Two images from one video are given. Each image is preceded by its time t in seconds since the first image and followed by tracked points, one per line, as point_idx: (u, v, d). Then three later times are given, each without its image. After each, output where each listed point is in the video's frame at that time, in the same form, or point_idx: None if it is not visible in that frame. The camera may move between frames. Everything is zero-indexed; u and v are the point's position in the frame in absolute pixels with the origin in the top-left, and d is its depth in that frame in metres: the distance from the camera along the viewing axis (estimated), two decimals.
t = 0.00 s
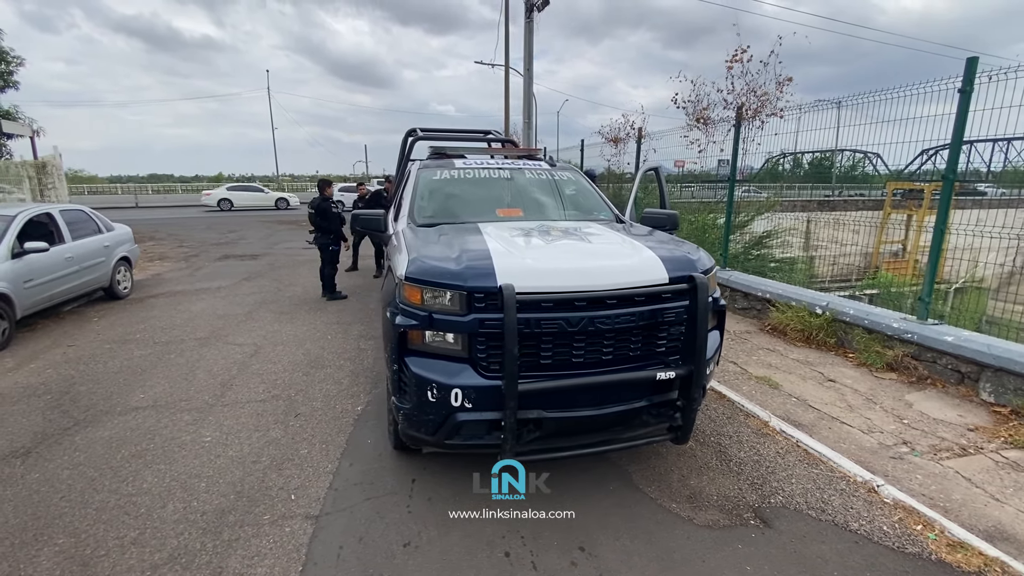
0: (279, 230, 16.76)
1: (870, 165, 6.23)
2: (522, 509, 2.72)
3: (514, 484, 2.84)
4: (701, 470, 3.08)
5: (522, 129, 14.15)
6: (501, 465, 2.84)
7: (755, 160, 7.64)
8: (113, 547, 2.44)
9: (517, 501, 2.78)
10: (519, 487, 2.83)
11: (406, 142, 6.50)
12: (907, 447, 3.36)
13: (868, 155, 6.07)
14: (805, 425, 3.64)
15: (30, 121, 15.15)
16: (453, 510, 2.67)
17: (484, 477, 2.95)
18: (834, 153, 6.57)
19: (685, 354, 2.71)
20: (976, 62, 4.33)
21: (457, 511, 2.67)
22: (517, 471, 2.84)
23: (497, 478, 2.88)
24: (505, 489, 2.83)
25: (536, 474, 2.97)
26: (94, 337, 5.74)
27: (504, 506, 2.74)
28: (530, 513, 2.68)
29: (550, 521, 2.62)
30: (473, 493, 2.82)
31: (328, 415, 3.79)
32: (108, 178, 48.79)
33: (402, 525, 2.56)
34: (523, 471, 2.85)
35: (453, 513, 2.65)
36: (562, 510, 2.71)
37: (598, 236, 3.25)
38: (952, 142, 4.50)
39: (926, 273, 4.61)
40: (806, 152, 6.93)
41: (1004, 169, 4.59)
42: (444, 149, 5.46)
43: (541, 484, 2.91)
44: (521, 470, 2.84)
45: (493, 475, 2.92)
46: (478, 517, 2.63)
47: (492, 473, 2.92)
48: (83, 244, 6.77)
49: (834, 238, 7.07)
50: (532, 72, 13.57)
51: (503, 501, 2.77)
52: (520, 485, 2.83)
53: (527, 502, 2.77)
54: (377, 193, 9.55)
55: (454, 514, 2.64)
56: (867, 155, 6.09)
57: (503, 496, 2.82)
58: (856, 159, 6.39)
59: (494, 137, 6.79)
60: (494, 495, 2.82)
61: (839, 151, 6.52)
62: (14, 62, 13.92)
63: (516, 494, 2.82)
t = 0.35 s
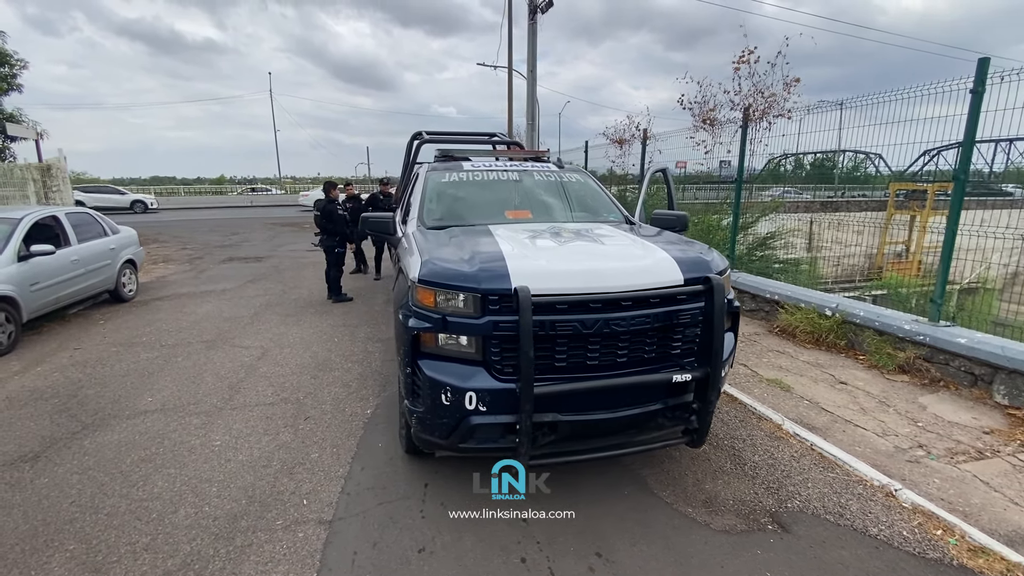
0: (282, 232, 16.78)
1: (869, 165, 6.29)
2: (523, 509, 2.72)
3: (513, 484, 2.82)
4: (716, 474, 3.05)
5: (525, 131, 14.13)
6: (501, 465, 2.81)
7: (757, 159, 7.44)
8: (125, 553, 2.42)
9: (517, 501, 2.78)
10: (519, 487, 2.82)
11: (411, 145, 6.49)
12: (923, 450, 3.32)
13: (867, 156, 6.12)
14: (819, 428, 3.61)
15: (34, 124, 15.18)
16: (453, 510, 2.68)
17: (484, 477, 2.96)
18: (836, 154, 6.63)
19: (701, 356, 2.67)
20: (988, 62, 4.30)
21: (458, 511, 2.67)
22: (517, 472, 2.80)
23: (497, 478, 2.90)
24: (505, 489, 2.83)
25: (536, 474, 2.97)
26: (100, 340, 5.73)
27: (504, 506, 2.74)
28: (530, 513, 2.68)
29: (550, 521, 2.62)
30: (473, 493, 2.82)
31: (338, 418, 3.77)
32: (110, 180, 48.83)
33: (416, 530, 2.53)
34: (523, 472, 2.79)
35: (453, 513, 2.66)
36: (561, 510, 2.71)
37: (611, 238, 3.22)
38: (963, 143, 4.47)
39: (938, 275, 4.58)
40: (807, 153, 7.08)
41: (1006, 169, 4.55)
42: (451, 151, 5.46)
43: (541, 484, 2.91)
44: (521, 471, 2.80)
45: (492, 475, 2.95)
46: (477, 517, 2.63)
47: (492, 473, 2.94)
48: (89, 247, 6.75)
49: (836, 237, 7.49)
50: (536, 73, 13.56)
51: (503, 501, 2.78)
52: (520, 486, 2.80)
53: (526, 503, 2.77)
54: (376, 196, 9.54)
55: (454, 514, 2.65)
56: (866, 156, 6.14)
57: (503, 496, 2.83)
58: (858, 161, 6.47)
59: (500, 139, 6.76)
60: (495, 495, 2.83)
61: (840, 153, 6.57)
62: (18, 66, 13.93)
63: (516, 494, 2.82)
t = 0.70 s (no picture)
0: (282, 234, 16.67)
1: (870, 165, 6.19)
2: (522, 509, 2.69)
3: (513, 484, 2.75)
4: (728, 482, 2.95)
5: (526, 131, 14.03)
6: (503, 467, 2.67)
7: (758, 159, 7.40)
8: (115, 569, 2.32)
9: (517, 501, 2.74)
10: (519, 487, 2.74)
11: (412, 145, 6.41)
12: (941, 456, 3.22)
13: (867, 156, 6.04)
14: (833, 433, 3.51)
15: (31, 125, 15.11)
16: (453, 509, 2.66)
17: (484, 477, 2.93)
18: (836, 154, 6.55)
19: (715, 360, 2.58)
20: (1001, 57, 4.20)
21: (457, 511, 2.66)
22: (517, 472, 2.71)
23: (497, 478, 2.81)
24: (505, 489, 2.77)
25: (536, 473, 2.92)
26: (96, 344, 5.63)
27: (504, 506, 2.72)
28: (530, 513, 2.66)
29: (550, 521, 2.59)
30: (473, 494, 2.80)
31: (338, 424, 3.67)
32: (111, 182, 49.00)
33: (419, 543, 2.43)
34: (523, 472, 2.70)
35: (453, 513, 2.64)
36: (561, 510, 2.68)
37: (619, 238, 3.13)
38: (977, 140, 4.37)
39: (952, 275, 4.47)
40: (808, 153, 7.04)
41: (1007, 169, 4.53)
42: (453, 150, 5.37)
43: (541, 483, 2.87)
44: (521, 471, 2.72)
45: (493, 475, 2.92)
46: (476, 517, 2.61)
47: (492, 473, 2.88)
48: (85, 249, 6.66)
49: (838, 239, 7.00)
50: (537, 73, 13.46)
51: (503, 501, 2.75)
52: (520, 485, 2.73)
53: (526, 502, 2.74)
54: (365, 196, 9.38)
55: (453, 514, 2.63)
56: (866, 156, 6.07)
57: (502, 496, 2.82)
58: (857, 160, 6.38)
59: (502, 138, 6.67)
60: (495, 494, 2.80)
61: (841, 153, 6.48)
62: (15, 67, 13.85)
63: (516, 494, 2.78)
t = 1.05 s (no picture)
0: (278, 236, 16.51)
1: (867, 164, 6.09)
2: (522, 509, 2.71)
3: (514, 483, 2.37)
4: (741, 497, 2.81)
5: (524, 131, 13.89)
6: (499, 466, 2.29)
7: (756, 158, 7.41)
8: None
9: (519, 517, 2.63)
10: (519, 487, 2.35)
11: (409, 145, 6.26)
12: (960, 467, 3.09)
13: (864, 154, 5.96)
14: (847, 443, 3.38)
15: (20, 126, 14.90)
16: (453, 509, 2.68)
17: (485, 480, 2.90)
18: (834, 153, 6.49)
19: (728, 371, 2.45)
20: (1013, 53, 4.08)
21: (457, 511, 2.67)
22: (517, 471, 2.31)
23: (495, 477, 2.39)
24: (505, 489, 2.40)
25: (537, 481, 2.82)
26: (83, 351, 5.47)
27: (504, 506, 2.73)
28: (530, 513, 2.67)
29: (551, 521, 2.61)
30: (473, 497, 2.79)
31: (331, 436, 3.52)
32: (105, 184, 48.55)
33: (416, 568, 2.29)
34: (523, 471, 2.31)
35: (453, 513, 2.65)
36: (561, 510, 2.70)
37: (626, 241, 2.99)
38: (988, 138, 4.25)
39: (964, 277, 4.35)
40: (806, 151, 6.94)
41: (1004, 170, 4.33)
42: (450, 151, 5.23)
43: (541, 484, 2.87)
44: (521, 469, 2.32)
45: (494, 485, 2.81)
46: (477, 517, 2.63)
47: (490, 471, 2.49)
48: (73, 253, 6.49)
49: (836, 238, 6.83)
50: (534, 73, 13.32)
51: (503, 501, 2.77)
52: (520, 486, 2.35)
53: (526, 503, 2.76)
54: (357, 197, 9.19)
55: (453, 514, 2.65)
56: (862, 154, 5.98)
57: (503, 496, 2.49)
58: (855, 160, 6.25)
59: (500, 139, 6.53)
60: (494, 495, 2.48)
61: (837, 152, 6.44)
62: (3, 67, 13.66)
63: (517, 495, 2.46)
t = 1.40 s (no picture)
0: (270, 236, 16.34)
1: (859, 163, 6.07)
2: (522, 509, 2.69)
3: (514, 483, 2.21)
4: (748, 503, 2.74)
5: (519, 130, 13.80)
6: (499, 466, 2.16)
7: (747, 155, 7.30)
8: None
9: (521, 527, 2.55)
10: (519, 487, 2.20)
11: (403, 144, 6.16)
12: (969, 470, 3.03)
13: (855, 153, 5.94)
14: (853, 446, 3.31)
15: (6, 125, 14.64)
16: (453, 509, 2.67)
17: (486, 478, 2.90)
18: (826, 152, 6.41)
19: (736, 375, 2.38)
20: (1018, 49, 4.03)
21: (457, 511, 2.66)
22: (517, 471, 2.16)
23: (495, 477, 2.22)
24: (505, 489, 2.23)
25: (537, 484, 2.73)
26: (70, 355, 5.33)
27: (504, 506, 2.71)
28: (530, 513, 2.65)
29: (551, 522, 2.59)
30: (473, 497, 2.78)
31: (325, 443, 3.42)
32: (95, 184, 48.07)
33: None
34: (524, 471, 2.15)
35: (454, 513, 2.64)
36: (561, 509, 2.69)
37: (629, 241, 2.91)
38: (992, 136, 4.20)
39: (967, 277, 4.31)
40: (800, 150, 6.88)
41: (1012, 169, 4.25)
42: (446, 149, 5.13)
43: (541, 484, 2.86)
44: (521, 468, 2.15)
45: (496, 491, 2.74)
46: (477, 517, 2.61)
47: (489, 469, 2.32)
48: (60, 254, 6.34)
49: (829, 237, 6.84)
50: (529, 71, 13.23)
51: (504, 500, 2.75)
52: (520, 486, 2.19)
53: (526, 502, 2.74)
54: (351, 197, 9.08)
55: (454, 514, 2.64)
56: (853, 153, 5.96)
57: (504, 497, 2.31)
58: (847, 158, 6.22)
59: (495, 137, 6.44)
60: (494, 495, 2.30)
61: (829, 151, 6.36)
62: None
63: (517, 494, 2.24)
